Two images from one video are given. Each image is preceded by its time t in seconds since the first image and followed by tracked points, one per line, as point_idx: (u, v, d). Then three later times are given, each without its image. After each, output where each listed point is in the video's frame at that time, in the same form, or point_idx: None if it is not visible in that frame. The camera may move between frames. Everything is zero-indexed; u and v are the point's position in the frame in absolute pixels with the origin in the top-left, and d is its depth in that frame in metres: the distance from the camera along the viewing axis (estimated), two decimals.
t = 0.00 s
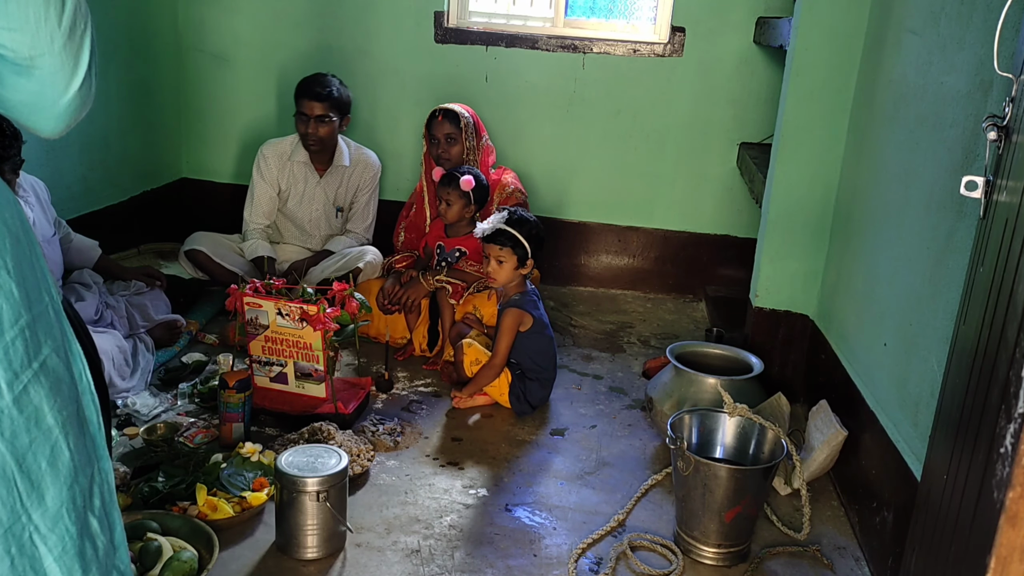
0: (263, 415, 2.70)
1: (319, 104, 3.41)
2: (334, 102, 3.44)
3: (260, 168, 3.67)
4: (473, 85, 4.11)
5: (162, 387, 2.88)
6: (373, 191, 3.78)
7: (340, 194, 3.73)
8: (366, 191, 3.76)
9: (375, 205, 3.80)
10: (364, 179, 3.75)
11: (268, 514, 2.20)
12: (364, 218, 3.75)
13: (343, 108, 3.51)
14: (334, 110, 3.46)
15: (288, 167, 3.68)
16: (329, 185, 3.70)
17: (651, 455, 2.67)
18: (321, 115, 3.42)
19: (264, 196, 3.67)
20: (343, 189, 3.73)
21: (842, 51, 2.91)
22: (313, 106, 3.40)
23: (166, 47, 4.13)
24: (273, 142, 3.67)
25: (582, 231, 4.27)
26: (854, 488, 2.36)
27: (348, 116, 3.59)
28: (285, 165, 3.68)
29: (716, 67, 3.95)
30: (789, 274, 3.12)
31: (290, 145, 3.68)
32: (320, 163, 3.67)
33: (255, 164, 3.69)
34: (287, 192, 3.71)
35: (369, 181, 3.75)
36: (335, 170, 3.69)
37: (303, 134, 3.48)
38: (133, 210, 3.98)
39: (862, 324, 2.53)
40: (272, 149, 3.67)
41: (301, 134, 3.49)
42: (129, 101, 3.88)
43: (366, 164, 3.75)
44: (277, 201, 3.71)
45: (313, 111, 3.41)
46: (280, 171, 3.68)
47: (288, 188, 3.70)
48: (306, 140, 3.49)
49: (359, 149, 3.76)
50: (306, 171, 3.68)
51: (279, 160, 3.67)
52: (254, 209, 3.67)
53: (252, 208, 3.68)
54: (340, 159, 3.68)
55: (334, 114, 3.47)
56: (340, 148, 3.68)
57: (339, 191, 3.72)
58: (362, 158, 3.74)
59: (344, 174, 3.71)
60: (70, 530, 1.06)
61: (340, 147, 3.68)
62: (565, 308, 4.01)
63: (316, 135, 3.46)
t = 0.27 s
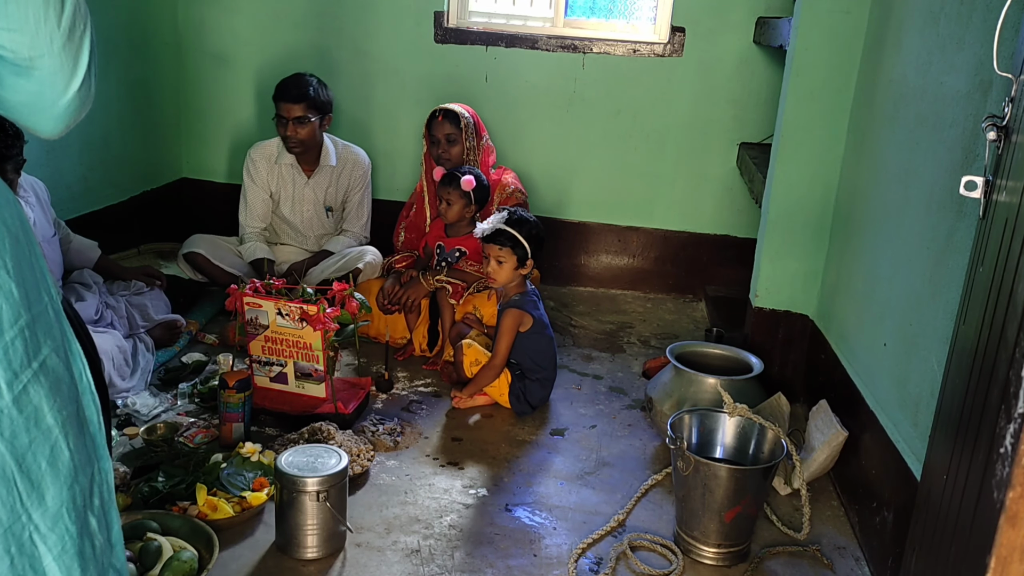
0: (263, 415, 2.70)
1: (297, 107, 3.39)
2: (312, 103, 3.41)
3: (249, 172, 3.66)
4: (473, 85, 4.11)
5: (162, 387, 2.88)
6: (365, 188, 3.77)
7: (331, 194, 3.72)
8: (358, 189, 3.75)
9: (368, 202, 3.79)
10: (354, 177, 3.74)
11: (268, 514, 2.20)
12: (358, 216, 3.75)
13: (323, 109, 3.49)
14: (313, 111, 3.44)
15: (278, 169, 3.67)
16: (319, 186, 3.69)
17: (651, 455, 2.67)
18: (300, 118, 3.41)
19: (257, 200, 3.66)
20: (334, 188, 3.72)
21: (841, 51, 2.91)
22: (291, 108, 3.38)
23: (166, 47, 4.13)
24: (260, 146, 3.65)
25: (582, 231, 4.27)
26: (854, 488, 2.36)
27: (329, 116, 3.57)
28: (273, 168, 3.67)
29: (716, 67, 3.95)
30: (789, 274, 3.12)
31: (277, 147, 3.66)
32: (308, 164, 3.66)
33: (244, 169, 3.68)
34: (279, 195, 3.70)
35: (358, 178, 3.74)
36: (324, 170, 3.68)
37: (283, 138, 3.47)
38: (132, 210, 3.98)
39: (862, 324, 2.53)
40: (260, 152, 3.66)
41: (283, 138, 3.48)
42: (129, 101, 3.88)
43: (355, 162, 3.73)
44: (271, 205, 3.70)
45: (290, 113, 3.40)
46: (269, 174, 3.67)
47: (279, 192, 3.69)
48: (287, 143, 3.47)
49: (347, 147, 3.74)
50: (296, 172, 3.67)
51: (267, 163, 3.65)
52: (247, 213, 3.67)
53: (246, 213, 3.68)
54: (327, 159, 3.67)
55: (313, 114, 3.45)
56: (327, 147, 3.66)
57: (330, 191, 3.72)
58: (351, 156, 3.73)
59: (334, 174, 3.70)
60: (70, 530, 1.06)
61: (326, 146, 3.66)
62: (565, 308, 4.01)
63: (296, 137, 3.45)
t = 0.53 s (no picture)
0: (263, 415, 2.70)
1: (286, 108, 3.39)
2: (300, 103, 3.42)
3: (245, 175, 3.67)
4: (473, 85, 4.12)
5: (162, 387, 2.88)
6: (360, 186, 3.77)
7: (326, 194, 3.71)
8: (353, 187, 3.75)
9: (364, 201, 3.78)
10: (348, 175, 3.73)
11: (269, 514, 2.20)
12: (355, 216, 3.75)
13: (312, 109, 3.49)
14: (302, 112, 3.44)
15: (272, 170, 3.67)
16: (313, 186, 3.68)
17: (650, 455, 2.67)
18: (289, 119, 3.40)
19: (253, 201, 3.67)
20: (329, 187, 3.71)
21: (841, 51, 2.91)
22: (280, 110, 3.38)
23: (166, 48, 4.13)
24: (252, 148, 3.66)
25: (582, 231, 4.27)
26: (854, 488, 2.36)
27: (318, 117, 3.57)
28: (267, 169, 3.67)
29: (716, 68, 3.95)
30: (789, 274, 3.12)
31: (269, 149, 3.67)
32: (301, 164, 3.65)
33: (239, 172, 3.69)
34: (274, 196, 3.70)
35: (353, 178, 3.74)
36: (317, 170, 3.67)
37: (274, 139, 3.46)
38: (133, 211, 3.98)
39: (862, 324, 2.53)
40: (253, 153, 3.66)
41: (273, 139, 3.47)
42: (129, 101, 3.88)
43: (348, 160, 3.73)
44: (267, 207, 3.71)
45: (279, 115, 3.40)
46: (264, 175, 3.67)
47: (274, 193, 3.70)
48: (278, 145, 3.47)
49: (340, 146, 3.73)
50: (290, 173, 3.67)
51: (261, 164, 3.66)
52: (245, 216, 3.68)
53: (244, 215, 3.69)
54: (320, 159, 3.66)
55: (303, 115, 3.45)
56: (319, 146, 3.65)
57: (324, 191, 3.71)
58: (344, 154, 3.72)
59: (327, 174, 3.69)
60: (70, 530, 1.07)
61: (318, 145, 3.65)
62: (565, 308, 4.01)
63: (287, 139, 3.44)
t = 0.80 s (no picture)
0: (263, 415, 2.70)
1: (284, 107, 3.39)
2: (299, 103, 3.41)
3: (244, 175, 3.67)
4: (473, 85, 4.12)
5: (162, 387, 2.88)
6: (359, 186, 3.77)
7: (326, 194, 3.71)
8: (352, 187, 3.75)
9: (363, 201, 3.78)
10: (348, 175, 3.73)
11: (268, 513, 2.20)
12: (355, 216, 3.75)
13: (310, 109, 3.49)
14: (301, 111, 3.44)
15: (271, 170, 3.67)
16: (313, 186, 3.68)
17: (650, 455, 2.67)
18: (287, 118, 3.40)
19: (253, 201, 3.67)
20: (328, 187, 3.71)
21: (841, 51, 2.91)
22: (278, 109, 3.38)
23: (166, 48, 4.13)
24: (251, 148, 3.65)
25: (582, 231, 4.27)
26: (854, 488, 2.36)
27: (317, 116, 3.57)
28: (266, 168, 3.67)
29: (716, 68, 3.95)
30: (789, 274, 3.12)
31: (268, 149, 3.67)
32: (300, 164, 3.65)
33: (238, 173, 3.69)
34: (274, 196, 3.70)
35: (352, 178, 3.74)
36: (317, 170, 3.67)
37: (273, 139, 3.46)
38: (132, 211, 3.98)
39: (862, 324, 2.53)
40: (252, 153, 3.66)
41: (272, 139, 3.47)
42: (129, 101, 3.89)
43: (348, 160, 3.73)
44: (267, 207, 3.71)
45: (278, 114, 3.40)
46: (263, 175, 3.67)
47: (273, 193, 3.69)
48: (276, 144, 3.47)
49: (340, 146, 3.73)
50: (289, 173, 3.67)
51: (260, 164, 3.66)
52: (245, 217, 3.68)
53: (243, 215, 3.69)
54: (319, 158, 3.66)
55: (302, 114, 3.45)
56: (318, 146, 3.65)
57: (324, 191, 3.71)
58: (343, 154, 3.72)
59: (327, 174, 3.69)
60: (69, 530, 1.06)
61: (317, 145, 3.65)
62: (565, 308, 4.01)
63: (285, 138, 3.44)
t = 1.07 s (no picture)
0: (263, 415, 2.70)
1: (287, 106, 3.39)
2: (303, 103, 3.41)
3: (245, 175, 3.66)
4: (473, 85, 4.12)
5: (162, 387, 2.88)
6: (360, 186, 3.77)
7: (327, 195, 3.71)
8: (354, 187, 3.75)
9: (364, 201, 3.78)
10: (349, 176, 3.73)
11: (269, 514, 2.20)
12: (356, 216, 3.75)
13: (314, 109, 3.49)
14: (304, 111, 3.44)
15: (272, 170, 3.67)
16: (314, 187, 3.68)
17: (651, 455, 2.67)
18: (290, 117, 3.40)
19: (254, 201, 3.67)
20: (329, 187, 3.71)
21: (841, 51, 2.91)
22: (282, 108, 3.38)
23: (166, 48, 4.13)
24: (253, 148, 3.65)
25: (582, 231, 4.27)
26: (854, 488, 2.36)
27: (320, 116, 3.57)
28: (268, 169, 3.67)
29: (715, 68, 3.95)
30: (789, 274, 3.12)
31: (270, 149, 3.66)
32: (302, 164, 3.65)
33: (238, 172, 3.69)
34: (275, 196, 3.70)
35: (353, 178, 3.74)
36: (318, 170, 3.66)
37: (275, 138, 3.46)
38: (132, 210, 3.98)
39: (862, 324, 2.53)
40: (254, 153, 3.66)
41: (274, 138, 3.47)
42: (129, 101, 3.89)
43: (349, 161, 3.73)
44: (267, 207, 3.70)
45: (281, 114, 3.39)
46: (264, 175, 3.67)
47: (274, 193, 3.69)
48: (278, 143, 3.47)
49: (341, 146, 3.73)
50: (290, 173, 3.67)
51: (261, 164, 3.65)
52: (245, 216, 3.68)
53: (244, 215, 3.69)
54: (320, 158, 3.66)
55: (305, 114, 3.45)
56: (320, 146, 3.65)
57: (325, 191, 3.70)
58: (345, 154, 3.72)
59: (328, 174, 3.69)
60: (69, 536, 1.06)
61: (318, 145, 3.65)
62: (565, 308, 4.01)
63: (288, 137, 3.44)
